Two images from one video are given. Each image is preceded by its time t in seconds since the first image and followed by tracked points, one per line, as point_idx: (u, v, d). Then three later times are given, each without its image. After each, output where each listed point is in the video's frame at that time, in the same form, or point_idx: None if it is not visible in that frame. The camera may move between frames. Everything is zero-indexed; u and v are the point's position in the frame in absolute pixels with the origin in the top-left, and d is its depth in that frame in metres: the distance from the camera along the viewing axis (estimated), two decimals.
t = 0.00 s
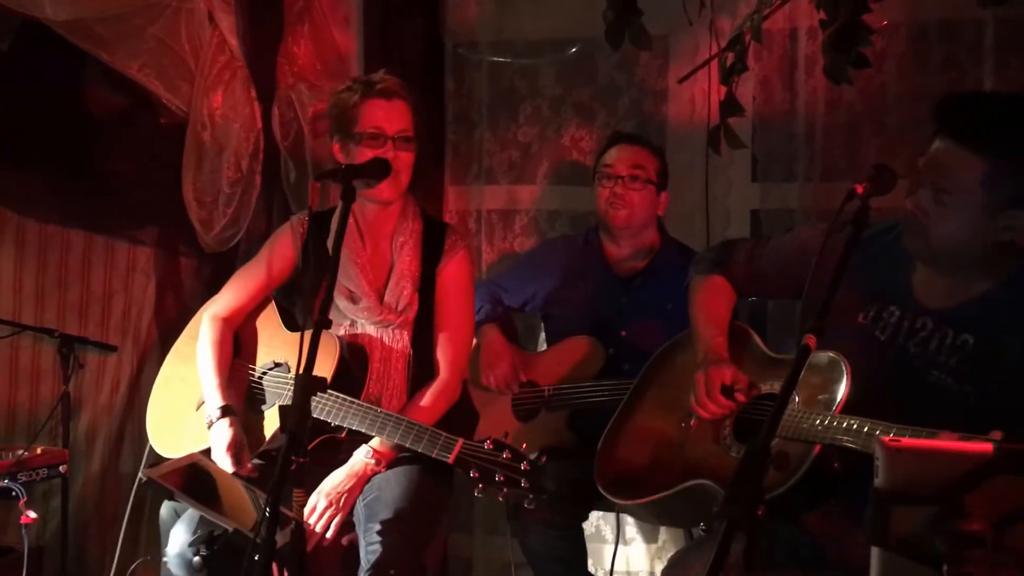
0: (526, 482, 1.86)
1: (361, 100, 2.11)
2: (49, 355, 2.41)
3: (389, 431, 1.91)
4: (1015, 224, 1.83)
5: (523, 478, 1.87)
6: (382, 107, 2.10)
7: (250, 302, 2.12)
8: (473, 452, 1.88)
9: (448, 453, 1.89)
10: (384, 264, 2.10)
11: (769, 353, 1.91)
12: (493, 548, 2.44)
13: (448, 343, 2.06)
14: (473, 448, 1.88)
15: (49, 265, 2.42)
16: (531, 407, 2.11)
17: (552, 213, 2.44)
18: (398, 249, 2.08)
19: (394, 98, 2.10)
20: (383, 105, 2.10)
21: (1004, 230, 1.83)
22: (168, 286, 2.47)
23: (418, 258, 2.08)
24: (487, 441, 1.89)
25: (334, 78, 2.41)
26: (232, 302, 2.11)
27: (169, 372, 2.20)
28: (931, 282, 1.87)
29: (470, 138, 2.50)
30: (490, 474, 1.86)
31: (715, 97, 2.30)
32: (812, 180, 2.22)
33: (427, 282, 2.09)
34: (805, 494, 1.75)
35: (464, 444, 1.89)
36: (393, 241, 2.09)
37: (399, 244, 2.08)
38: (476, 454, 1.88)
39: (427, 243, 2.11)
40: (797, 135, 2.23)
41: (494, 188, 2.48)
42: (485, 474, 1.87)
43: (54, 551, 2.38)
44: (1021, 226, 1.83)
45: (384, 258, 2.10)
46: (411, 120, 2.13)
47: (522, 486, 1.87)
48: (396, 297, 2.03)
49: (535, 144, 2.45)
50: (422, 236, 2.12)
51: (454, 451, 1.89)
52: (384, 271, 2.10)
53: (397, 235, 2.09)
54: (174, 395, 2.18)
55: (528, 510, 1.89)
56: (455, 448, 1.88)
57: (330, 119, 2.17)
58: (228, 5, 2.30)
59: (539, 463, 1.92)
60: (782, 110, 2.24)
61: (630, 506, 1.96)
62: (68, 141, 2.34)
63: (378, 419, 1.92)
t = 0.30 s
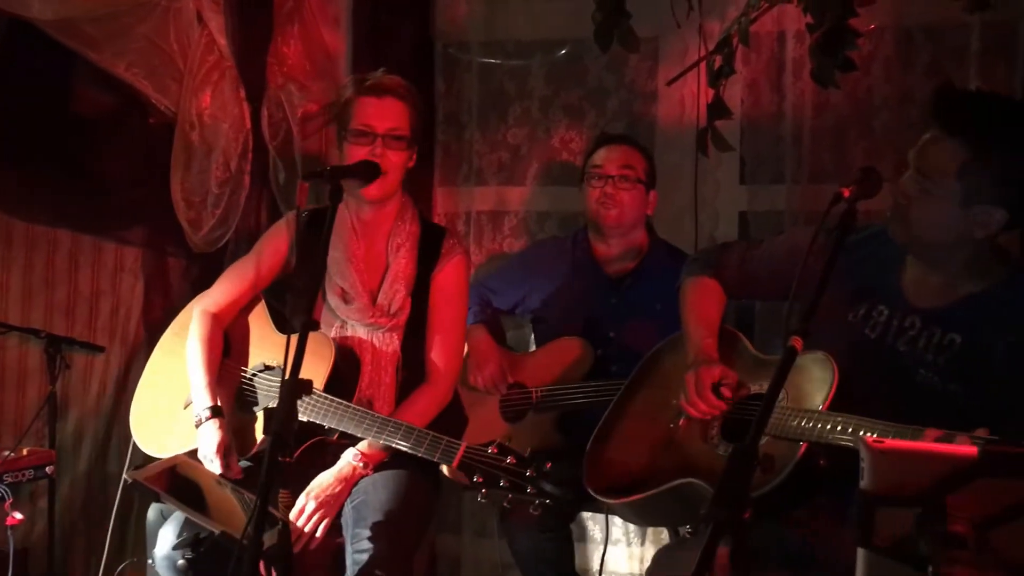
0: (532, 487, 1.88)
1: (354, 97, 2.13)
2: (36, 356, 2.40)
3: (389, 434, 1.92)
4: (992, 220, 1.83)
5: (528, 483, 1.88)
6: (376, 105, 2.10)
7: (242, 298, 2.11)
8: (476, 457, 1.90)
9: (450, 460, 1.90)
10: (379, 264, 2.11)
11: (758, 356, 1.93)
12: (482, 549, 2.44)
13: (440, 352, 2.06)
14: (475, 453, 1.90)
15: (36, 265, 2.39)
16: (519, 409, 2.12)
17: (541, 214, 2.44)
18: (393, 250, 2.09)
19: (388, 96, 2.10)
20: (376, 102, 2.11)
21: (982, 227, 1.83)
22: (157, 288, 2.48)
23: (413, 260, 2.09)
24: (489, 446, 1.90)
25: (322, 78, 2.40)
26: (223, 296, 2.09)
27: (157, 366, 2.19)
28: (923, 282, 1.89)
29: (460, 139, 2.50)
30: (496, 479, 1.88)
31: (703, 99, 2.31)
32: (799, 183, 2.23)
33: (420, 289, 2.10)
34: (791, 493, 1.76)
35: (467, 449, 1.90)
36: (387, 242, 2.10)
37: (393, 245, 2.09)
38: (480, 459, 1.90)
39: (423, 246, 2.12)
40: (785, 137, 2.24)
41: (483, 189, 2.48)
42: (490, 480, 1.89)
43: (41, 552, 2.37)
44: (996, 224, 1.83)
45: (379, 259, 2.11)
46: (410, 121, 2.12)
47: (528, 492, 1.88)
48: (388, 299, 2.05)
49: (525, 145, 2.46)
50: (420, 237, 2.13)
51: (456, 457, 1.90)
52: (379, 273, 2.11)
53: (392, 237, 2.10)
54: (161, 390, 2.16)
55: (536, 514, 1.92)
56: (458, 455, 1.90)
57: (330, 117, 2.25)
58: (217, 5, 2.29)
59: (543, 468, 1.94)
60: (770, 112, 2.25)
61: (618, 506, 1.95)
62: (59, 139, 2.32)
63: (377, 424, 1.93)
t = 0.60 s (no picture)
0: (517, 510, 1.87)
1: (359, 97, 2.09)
2: (24, 357, 2.36)
3: (374, 445, 1.91)
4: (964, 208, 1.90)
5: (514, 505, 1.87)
6: (379, 106, 2.07)
7: (233, 297, 2.11)
8: (462, 477, 1.88)
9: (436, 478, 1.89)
10: (372, 266, 2.11)
11: (746, 354, 1.95)
12: (473, 550, 2.44)
13: (432, 356, 2.04)
14: (461, 472, 1.88)
15: (25, 263, 2.34)
16: (509, 409, 2.13)
17: (532, 215, 2.46)
18: (386, 254, 2.08)
19: (393, 99, 2.06)
20: (380, 104, 2.07)
21: (954, 214, 1.90)
22: (146, 289, 2.45)
23: (406, 264, 2.09)
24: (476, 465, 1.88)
25: (315, 80, 2.43)
26: (214, 295, 2.09)
27: (143, 363, 2.18)
28: (912, 281, 1.91)
29: (451, 141, 2.51)
30: (480, 499, 1.87)
31: (694, 102, 2.33)
32: (789, 185, 2.25)
33: (412, 292, 2.09)
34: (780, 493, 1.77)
35: (454, 467, 1.89)
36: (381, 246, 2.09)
37: (387, 250, 2.08)
38: (466, 479, 1.88)
39: (415, 250, 2.11)
40: (774, 140, 2.26)
41: (474, 191, 2.48)
42: (475, 500, 1.88)
43: (28, 554, 2.35)
44: (970, 212, 1.90)
45: (372, 260, 2.11)
46: (412, 125, 2.08)
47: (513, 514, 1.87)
48: (380, 303, 2.04)
49: (516, 146, 2.46)
50: (414, 242, 2.12)
51: (443, 474, 1.89)
52: (371, 274, 2.10)
53: (387, 239, 2.10)
54: (149, 388, 2.15)
55: (519, 533, 1.92)
56: (445, 473, 1.89)
57: (325, 114, 2.41)
58: (208, 5, 2.29)
59: (529, 487, 1.94)
60: (760, 115, 2.27)
61: (608, 507, 1.97)
62: (50, 141, 2.30)
63: (365, 433, 1.92)
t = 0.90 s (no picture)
0: (511, 522, 1.88)
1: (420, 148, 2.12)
2: (13, 357, 2.33)
3: (367, 451, 1.92)
4: (940, 197, 1.92)
5: (507, 515, 1.88)
6: (435, 160, 2.09)
7: (226, 295, 2.09)
8: (456, 486, 1.89)
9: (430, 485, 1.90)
10: (376, 293, 2.09)
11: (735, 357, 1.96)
12: (465, 550, 2.44)
13: (432, 377, 2.08)
14: (455, 480, 1.89)
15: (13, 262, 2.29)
16: (500, 411, 2.14)
17: (525, 216, 2.45)
18: (393, 288, 2.06)
19: (452, 159, 2.09)
20: (438, 158, 2.10)
21: (930, 204, 1.92)
22: (139, 290, 2.50)
23: (410, 300, 2.07)
24: (471, 473, 1.89)
25: (307, 79, 2.40)
26: (207, 293, 2.08)
27: (132, 363, 2.16)
28: (901, 281, 1.93)
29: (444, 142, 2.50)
30: (474, 509, 1.87)
31: (686, 104, 2.34)
32: (780, 187, 2.25)
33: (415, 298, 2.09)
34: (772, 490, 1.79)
35: (448, 475, 1.89)
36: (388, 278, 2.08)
37: (394, 284, 2.07)
38: (458, 487, 1.88)
39: (420, 281, 2.10)
40: (766, 142, 2.27)
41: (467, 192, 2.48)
42: (468, 509, 1.87)
43: (18, 555, 2.34)
44: (946, 203, 1.91)
45: (378, 290, 2.09)
46: (457, 195, 2.11)
47: (506, 525, 1.88)
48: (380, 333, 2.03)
49: (508, 147, 2.46)
50: (422, 276, 2.11)
51: (437, 482, 1.90)
52: (372, 300, 2.09)
53: (395, 272, 2.08)
54: (138, 388, 2.13)
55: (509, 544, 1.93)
56: (440, 481, 1.89)
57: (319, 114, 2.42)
58: (200, 5, 2.29)
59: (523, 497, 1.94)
60: (751, 117, 2.27)
61: (599, 507, 1.98)
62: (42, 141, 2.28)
63: (359, 439, 1.92)
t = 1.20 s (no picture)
0: (523, 512, 1.84)
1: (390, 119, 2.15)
2: (5, 357, 2.33)
3: (372, 450, 1.93)
4: (927, 187, 1.94)
5: (519, 505, 1.84)
6: (405, 128, 2.13)
7: (221, 295, 2.10)
8: (464, 477, 1.88)
9: (440, 478, 1.89)
10: (372, 284, 2.10)
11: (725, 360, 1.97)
12: (456, 551, 2.44)
13: (428, 368, 2.07)
14: (463, 473, 1.88)
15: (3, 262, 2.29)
16: (493, 411, 2.14)
17: (518, 218, 2.45)
18: (389, 277, 2.08)
19: (420, 124, 2.13)
20: (407, 126, 2.13)
21: (918, 194, 1.93)
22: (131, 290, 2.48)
23: (407, 288, 2.08)
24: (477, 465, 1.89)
25: (299, 80, 2.39)
26: (203, 293, 2.09)
27: (129, 363, 2.16)
28: (890, 280, 1.95)
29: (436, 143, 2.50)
30: (483, 498, 1.84)
31: (679, 106, 2.34)
32: (773, 190, 2.26)
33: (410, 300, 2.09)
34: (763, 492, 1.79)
35: (455, 468, 1.89)
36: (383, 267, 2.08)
37: (389, 271, 2.08)
38: (467, 479, 1.88)
39: (417, 271, 2.11)
40: (759, 144, 2.27)
41: (460, 193, 2.49)
42: (478, 500, 1.85)
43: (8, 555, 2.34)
44: (932, 190, 1.93)
45: (372, 279, 2.10)
46: (433, 159, 2.14)
47: (518, 516, 1.84)
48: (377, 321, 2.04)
49: (501, 149, 2.46)
50: (418, 266, 2.12)
51: (443, 476, 1.89)
52: (370, 292, 2.10)
53: (389, 261, 2.09)
54: (134, 388, 2.13)
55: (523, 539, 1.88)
56: (449, 472, 1.88)
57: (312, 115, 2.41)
58: (194, 5, 2.29)
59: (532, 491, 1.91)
60: (744, 119, 2.28)
61: (588, 512, 1.98)
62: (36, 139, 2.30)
63: (364, 436, 1.93)
